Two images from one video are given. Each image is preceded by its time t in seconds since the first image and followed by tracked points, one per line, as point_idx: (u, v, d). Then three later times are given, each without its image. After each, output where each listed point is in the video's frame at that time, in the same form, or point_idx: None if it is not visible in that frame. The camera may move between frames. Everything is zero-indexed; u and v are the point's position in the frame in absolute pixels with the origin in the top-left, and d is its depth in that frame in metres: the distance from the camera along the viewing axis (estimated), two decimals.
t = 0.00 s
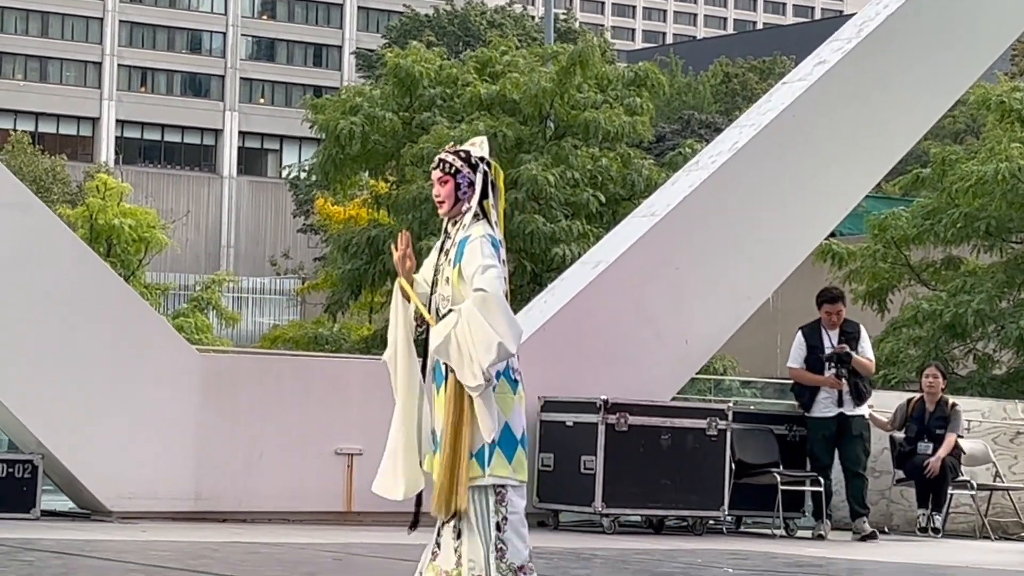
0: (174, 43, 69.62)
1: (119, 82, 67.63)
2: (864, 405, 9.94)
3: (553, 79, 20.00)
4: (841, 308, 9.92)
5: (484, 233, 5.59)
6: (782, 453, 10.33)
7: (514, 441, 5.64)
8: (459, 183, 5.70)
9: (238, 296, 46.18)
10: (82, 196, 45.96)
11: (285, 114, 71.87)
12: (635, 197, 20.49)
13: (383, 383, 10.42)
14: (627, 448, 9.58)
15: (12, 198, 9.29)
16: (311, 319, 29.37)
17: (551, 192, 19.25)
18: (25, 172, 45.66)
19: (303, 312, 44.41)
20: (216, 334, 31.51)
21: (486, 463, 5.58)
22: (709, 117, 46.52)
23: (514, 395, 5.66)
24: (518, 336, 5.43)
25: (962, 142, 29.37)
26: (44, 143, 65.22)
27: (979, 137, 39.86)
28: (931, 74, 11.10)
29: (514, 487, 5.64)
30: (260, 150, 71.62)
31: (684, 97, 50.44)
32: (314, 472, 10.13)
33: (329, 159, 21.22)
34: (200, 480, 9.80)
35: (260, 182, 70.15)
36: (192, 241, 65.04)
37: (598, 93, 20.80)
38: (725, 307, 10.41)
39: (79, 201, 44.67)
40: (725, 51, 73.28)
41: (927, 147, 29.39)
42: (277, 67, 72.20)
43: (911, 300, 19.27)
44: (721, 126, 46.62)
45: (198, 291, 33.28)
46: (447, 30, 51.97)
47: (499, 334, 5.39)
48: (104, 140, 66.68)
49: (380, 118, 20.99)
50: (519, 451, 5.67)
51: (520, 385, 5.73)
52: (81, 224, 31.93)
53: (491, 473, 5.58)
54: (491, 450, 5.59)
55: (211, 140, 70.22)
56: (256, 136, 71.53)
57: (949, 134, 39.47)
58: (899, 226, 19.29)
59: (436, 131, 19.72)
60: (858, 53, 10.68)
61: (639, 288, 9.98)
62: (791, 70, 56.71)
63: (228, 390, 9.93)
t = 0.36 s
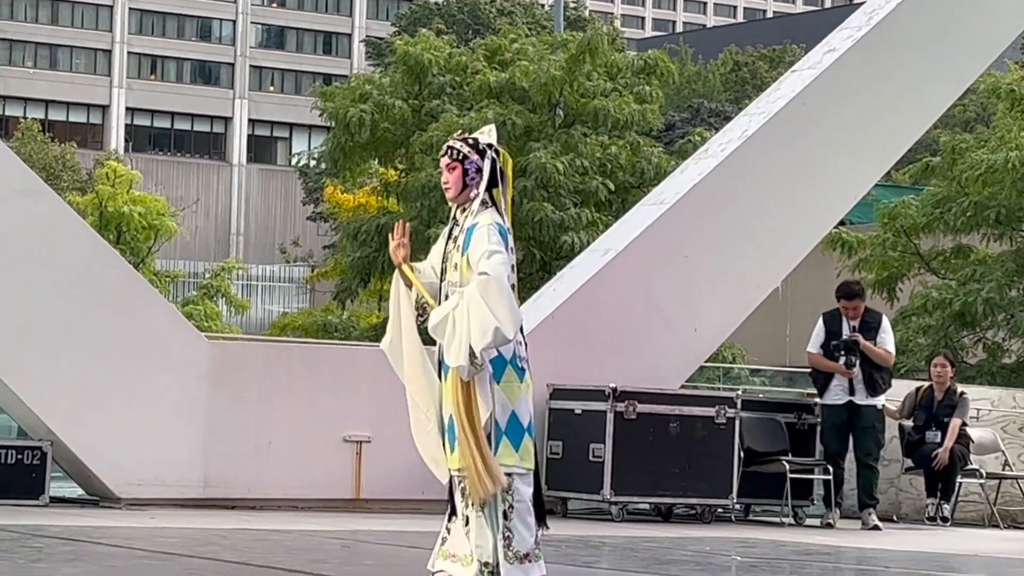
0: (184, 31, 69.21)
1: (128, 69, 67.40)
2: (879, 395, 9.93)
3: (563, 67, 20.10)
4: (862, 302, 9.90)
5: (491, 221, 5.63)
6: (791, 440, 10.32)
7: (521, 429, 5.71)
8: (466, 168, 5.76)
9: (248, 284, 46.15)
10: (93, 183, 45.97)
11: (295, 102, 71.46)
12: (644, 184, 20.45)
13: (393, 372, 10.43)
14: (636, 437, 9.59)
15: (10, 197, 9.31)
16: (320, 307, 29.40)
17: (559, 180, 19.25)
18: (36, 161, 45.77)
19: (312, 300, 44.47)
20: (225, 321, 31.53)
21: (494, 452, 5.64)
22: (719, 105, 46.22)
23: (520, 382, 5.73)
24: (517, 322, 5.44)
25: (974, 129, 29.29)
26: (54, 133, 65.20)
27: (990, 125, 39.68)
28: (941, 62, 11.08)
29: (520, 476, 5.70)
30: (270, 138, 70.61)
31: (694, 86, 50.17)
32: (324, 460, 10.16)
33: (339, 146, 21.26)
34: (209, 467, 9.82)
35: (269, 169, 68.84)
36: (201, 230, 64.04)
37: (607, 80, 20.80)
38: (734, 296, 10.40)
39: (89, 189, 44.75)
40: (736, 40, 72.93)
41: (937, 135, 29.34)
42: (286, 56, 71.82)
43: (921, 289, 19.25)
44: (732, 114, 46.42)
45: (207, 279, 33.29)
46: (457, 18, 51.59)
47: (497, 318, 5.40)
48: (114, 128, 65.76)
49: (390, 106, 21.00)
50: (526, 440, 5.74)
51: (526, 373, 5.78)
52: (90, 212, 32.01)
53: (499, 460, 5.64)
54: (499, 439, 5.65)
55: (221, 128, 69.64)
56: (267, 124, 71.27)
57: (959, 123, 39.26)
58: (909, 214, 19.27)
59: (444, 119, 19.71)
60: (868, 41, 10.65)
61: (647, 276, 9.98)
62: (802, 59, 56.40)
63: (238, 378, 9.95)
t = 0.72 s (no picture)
0: (198, 24, 67.58)
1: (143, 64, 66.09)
2: (898, 389, 9.92)
3: (577, 61, 20.03)
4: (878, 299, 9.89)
5: (503, 227, 5.99)
6: (806, 434, 10.32)
7: (522, 439, 6.01)
8: (477, 173, 6.09)
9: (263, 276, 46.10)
10: (107, 176, 45.94)
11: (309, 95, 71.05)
12: (659, 177, 20.45)
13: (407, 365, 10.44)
14: (651, 430, 9.59)
15: (15, 197, 9.28)
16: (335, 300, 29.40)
17: (574, 173, 19.23)
18: (50, 155, 45.78)
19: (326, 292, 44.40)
20: (240, 314, 31.46)
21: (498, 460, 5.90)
22: (735, 98, 45.90)
23: (524, 396, 6.05)
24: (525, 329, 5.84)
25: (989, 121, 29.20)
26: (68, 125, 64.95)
27: (1006, 117, 39.48)
28: (958, 55, 11.05)
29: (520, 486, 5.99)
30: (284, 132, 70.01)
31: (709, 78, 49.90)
32: (338, 454, 10.18)
33: (353, 140, 21.24)
34: (224, 461, 9.84)
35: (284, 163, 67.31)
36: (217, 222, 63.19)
37: (622, 74, 20.77)
38: (748, 290, 10.39)
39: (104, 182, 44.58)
40: (751, 33, 72.36)
41: (951, 127, 29.25)
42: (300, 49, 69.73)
43: (936, 282, 19.21)
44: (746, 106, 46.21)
45: (222, 272, 33.22)
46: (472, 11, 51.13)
47: (506, 325, 5.80)
48: (129, 121, 64.58)
49: (404, 99, 20.98)
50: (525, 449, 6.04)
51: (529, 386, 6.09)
52: (105, 205, 31.99)
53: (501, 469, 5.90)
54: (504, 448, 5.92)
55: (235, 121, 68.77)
56: (281, 118, 70.26)
57: (975, 115, 38.98)
58: (925, 208, 19.20)
59: (459, 113, 19.74)
60: (883, 33, 10.62)
61: (662, 269, 9.97)
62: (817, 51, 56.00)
63: (252, 370, 9.97)
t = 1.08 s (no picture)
0: (218, 24, 67.85)
1: (164, 63, 66.13)
2: (916, 385, 9.92)
3: (596, 59, 20.09)
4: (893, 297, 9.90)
5: (513, 216, 6.44)
6: (827, 431, 10.32)
7: (537, 426, 6.46)
8: (484, 169, 6.56)
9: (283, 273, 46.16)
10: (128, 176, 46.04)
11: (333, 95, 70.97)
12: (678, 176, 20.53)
13: (426, 362, 10.48)
14: (671, 427, 9.61)
15: (22, 196, 9.28)
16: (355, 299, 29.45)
17: (593, 172, 19.26)
18: (71, 155, 46.04)
19: (348, 291, 44.42)
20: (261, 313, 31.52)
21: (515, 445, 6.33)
22: (752, 96, 45.89)
23: (537, 382, 6.49)
24: (529, 307, 6.22)
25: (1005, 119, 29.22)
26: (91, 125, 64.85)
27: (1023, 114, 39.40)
28: (977, 54, 11.03)
29: (535, 472, 6.43)
30: (304, 132, 69.86)
31: (726, 77, 49.77)
32: (358, 452, 10.24)
33: (373, 139, 21.28)
34: (245, 460, 9.89)
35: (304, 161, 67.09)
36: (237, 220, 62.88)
37: (641, 73, 20.82)
38: (766, 289, 10.40)
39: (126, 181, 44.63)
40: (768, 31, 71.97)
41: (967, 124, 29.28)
42: (319, 49, 70.22)
43: (955, 279, 19.25)
44: (763, 104, 46.14)
45: (242, 272, 33.23)
46: (491, 11, 50.98)
47: (509, 303, 6.19)
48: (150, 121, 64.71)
49: (424, 99, 21.01)
50: (541, 436, 6.48)
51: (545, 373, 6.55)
52: (126, 205, 32.04)
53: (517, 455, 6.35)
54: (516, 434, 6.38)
55: (256, 121, 68.88)
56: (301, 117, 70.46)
57: (996, 113, 38.79)
58: (943, 204, 19.18)
59: (478, 111, 19.66)
60: (903, 31, 10.62)
61: (681, 267, 10.00)
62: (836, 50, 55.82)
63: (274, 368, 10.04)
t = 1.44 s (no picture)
0: (251, 32, 67.52)
1: (198, 70, 66.37)
2: (937, 382, 10.08)
3: (621, 63, 20.17)
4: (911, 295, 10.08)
5: (525, 210, 6.68)
6: (851, 429, 10.55)
7: (555, 414, 6.64)
8: (496, 173, 6.78)
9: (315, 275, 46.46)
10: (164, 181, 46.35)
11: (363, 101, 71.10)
12: (703, 178, 20.71)
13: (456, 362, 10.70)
14: (697, 425, 9.80)
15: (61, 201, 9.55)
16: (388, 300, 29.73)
17: (620, 174, 19.40)
18: (107, 159, 46.38)
19: (379, 292, 44.64)
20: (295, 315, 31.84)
21: (527, 435, 6.59)
22: (777, 99, 46.00)
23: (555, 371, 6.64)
24: (559, 298, 6.49)
25: None
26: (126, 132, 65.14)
27: None
28: (997, 56, 11.19)
29: (556, 459, 6.61)
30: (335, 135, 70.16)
31: (749, 81, 49.76)
32: (389, 450, 10.49)
33: (404, 144, 21.38)
34: (280, 457, 10.15)
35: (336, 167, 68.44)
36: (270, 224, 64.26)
37: (666, 77, 20.98)
38: (789, 290, 10.59)
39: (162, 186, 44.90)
40: (788, 36, 71.87)
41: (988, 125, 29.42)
42: (350, 54, 70.42)
43: (976, 279, 19.41)
44: (788, 107, 46.19)
45: (275, 274, 33.51)
46: (517, 17, 51.01)
47: (542, 296, 6.45)
48: (183, 126, 65.11)
49: (454, 103, 21.05)
50: (561, 424, 6.66)
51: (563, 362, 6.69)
52: (162, 208, 32.42)
53: (533, 443, 6.58)
54: (532, 422, 6.60)
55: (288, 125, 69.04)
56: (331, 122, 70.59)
57: (1018, 115, 38.81)
58: (964, 206, 19.33)
59: (505, 116, 19.68)
60: (924, 34, 10.79)
61: (706, 268, 10.19)
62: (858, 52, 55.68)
63: (308, 368, 10.26)
